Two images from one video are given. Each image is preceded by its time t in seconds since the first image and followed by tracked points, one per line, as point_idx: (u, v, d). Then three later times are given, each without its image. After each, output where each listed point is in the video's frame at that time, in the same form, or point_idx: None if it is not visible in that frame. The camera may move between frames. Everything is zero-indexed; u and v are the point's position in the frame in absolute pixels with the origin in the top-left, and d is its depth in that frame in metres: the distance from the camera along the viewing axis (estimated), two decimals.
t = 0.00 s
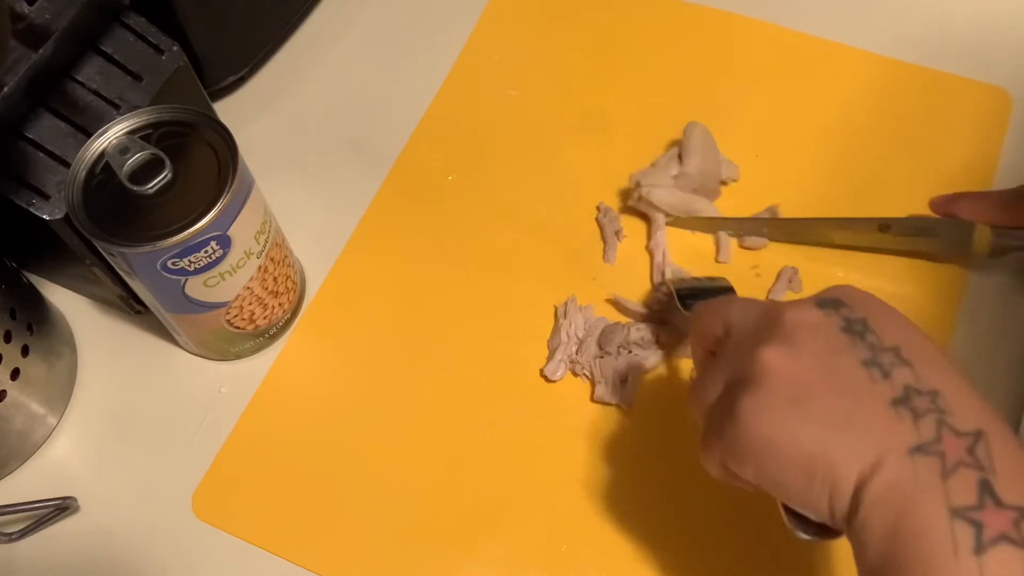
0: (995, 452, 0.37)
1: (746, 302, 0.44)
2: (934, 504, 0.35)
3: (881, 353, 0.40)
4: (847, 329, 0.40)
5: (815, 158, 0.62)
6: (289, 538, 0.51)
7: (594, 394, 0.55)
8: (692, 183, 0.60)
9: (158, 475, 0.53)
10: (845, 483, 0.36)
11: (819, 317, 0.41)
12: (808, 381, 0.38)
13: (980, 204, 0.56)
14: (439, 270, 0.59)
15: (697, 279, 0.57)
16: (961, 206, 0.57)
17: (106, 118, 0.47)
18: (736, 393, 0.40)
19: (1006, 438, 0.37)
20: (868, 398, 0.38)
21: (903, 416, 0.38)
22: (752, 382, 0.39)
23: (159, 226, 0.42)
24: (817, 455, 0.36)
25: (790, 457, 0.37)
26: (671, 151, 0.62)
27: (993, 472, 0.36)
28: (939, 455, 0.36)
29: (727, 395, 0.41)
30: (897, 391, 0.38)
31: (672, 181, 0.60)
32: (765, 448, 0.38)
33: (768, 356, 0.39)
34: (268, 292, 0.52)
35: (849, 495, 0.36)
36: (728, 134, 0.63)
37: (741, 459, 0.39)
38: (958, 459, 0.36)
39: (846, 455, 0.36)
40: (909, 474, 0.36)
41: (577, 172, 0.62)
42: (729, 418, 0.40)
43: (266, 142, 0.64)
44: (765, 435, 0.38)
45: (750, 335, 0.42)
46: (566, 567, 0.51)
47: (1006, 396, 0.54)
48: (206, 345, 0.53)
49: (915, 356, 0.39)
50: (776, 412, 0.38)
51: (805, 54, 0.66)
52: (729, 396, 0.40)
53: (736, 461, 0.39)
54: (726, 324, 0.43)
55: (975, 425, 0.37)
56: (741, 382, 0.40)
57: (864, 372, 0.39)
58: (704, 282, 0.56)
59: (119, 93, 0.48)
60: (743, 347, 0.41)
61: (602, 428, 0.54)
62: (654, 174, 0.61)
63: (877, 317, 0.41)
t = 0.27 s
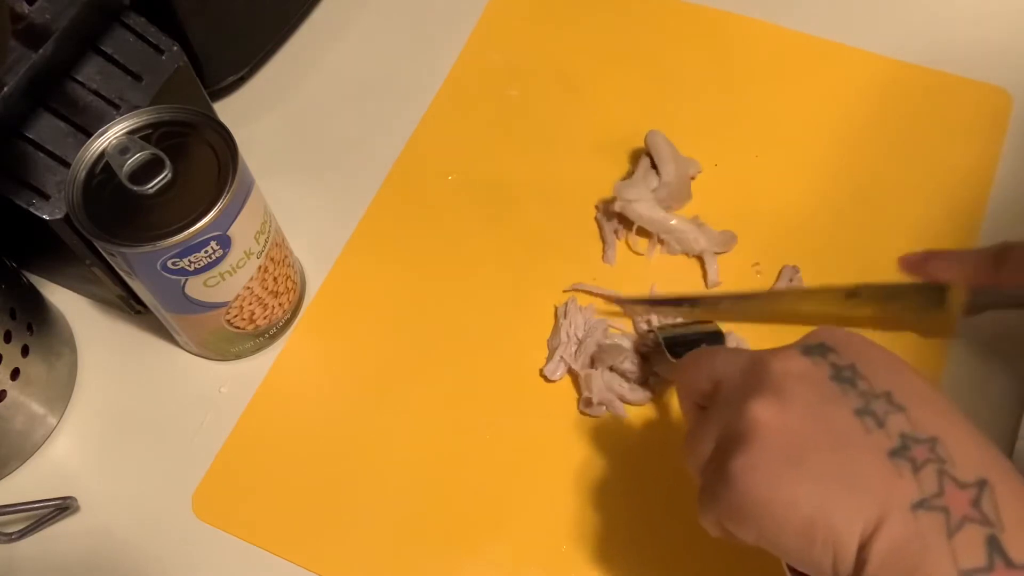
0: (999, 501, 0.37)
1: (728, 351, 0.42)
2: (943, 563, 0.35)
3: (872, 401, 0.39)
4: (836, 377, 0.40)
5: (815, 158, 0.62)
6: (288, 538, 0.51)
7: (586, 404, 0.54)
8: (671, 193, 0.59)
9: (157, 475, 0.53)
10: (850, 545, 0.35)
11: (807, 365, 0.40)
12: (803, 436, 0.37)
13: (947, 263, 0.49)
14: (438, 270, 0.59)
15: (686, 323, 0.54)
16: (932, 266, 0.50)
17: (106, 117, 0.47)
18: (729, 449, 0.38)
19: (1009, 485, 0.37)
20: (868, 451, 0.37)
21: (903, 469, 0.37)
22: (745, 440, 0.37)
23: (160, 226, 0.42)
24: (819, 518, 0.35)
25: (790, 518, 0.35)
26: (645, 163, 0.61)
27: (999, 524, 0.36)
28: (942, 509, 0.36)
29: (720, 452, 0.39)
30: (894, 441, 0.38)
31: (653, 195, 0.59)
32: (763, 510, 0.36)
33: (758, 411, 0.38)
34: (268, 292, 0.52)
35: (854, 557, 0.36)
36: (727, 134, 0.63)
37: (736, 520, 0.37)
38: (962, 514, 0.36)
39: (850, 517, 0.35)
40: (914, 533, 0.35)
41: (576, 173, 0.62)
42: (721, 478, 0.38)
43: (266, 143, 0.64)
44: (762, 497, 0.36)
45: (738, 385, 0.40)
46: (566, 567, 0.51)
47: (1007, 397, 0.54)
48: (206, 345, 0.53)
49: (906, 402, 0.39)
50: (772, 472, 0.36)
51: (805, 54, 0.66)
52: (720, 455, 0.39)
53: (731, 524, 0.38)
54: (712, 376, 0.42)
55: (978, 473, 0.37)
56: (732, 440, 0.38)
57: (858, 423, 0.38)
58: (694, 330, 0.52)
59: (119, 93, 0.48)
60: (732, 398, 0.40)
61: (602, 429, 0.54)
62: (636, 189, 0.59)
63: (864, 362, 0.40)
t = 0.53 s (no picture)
0: (1001, 549, 0.34)
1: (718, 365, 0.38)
2: None
3: (867, 433, 0.36)
4: (826, 407, 0.36)
5: (814, 158, 0.63)
6: (289, 538, 0.51)
7: (577, 408, 0.54)
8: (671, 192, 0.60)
9: (157, 475, 0.53)
10: None
11: (795, 392, 0.36)
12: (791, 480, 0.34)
13: (969, 215, 0.53)
14: (439, 270, 0.59)
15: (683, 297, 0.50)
16: (953, 215, 0.53)
17: (106, 117, 0.47)
18: (711, 488, 0.35)
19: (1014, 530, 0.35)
20: (860, 496, 0.34)
21: (897, 514, 0.35)
22: (730, 481, 0.35)
23: (159, 226, 0.42)
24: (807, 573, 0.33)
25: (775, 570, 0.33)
26: (645, 161, 0.61)
27: None
28: (940, 563, 0.34)
29: (701, 485, 0.36)
30: (889, 481, 0.35)
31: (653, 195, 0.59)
32: (750, 558, 0.34)
33: (742, 446, 0.35)
34: (268, 292, 0.52)
35: None
36: (727, 134, 0.63)
37: (720, 558, 0.35)
38: (961, 568, 0.34)
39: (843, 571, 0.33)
40: None
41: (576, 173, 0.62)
42: (703, 517, 0.35)
43: (266, 143, 0.64)
44: (749, 546, 0.34)
45: (721, 407, 0.37)
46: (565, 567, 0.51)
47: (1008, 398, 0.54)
48: (206, 345, 0.53)
49: (905, 434, 0.36)
50: (758, 520, 0.34)
51: (804, 54, 0.66)
52: (701, 489, 0.36)
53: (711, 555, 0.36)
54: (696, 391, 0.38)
55: (978, 519, 0.35)
56: (713, 478, 0.35)
57: (850, 462, 0.35)
58: (692, 301, 0.48)
59: (119, 93, 0.48)
60: (714, 425, 0.36)
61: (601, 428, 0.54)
62: (637, 190, 0.59)
63: (859, 384, 0.37)
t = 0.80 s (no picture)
0: (946, 458, 0.35)
1: (675, 260, 0.41)
2: (878, 529, 0.34)
3: (815, 336, 0.37)
4: (777, 307, 0.38)
5: (815, 158, 0.63)
6: (289, 538, 0.51)
7: (577, 409, 0.55)
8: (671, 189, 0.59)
9: (157, 475, 0.53)
10: (775, 492, 0.35)
11: (745, 293, 0.38)
12: (734, 374, 0.36)
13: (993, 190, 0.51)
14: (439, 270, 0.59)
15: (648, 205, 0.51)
16: (976, 191, 0.52)
17: (106, 117, 0.47)
18: (657, 383, 0.37)
19: (964, 441, 0.35)
20: (800, 395, 0.36)
21: (839, 418, 0.36)
22: (673, 377, 0.36)
23: (159, 226, 0.42)
24: (741, 462, 0.35)
25: (711, 462, 0.35)
26: (646, 160, 0.61)
27: (943, 487, 0.35)
28: (881, 470, 0.35)
29: (647, 382, 0.38)
30: (834, 386, 0.36)
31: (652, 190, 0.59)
32: (689, 449, 0.35)
33: (689, 342, 0.37)
34: (269, 292, 0.52)
35: (783, 505, 0.35)
36: (728, 134, 0.63)
37: (661, 456, 0.37)
38: (904, 477, 0.35)
39: (775, 468, 0.34)
40: (844, 491, 0.34)
41: (576, 172, 0.62)
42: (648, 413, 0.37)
43: (266, 143, 0.64)
44: (687, 439, 0.35)
45: (671, 309, 0.39)
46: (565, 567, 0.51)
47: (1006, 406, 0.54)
48: (206, 345, 0.53)
49: (853, 339, 0.37)
50: (698, 412, 0.36)
51: (805, 54, 0.66)
52: (649, 388, 0.38)
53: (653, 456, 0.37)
54: (650, 291, 0.40)
55: (924, 424, 0.35)
56: (660, 374, 0.37)
57: (795, 363, 0.37)
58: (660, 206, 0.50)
59: (119, 93, 0.48)
60: (664, 323, 0.39)
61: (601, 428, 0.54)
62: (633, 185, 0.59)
63: (811, 290, 0.38)
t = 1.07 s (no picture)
0: (926, 474, 0.34)
1: (674, 296, 0.42)
2: (856, 541, 0.33)
3: (801, 358, 0.36)
4: (767, 333, 0.38)
5: (815, 158, 0.62)
6: (289, 538, 0.51)
7: (576, 408, 0.55)
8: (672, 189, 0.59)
9: (157, 475, 0.53)
10: (761, 511, 0.34)
11: (738, 319, 0.38)
12: (724, 396, 0.36)
13: (936, 243, 0.54)
14: (439, 270, 0.59)
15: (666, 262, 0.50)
16: (918, 246, 0.55)
17: (106, 117, 0.47)
18: (650, 405, 0.37)
19: (945, 455, 0.34)
20: (785, 415, 0.35)
21: (822, 436, 0.35)
22: (666, 400, 0.37)
23: (159, 226, 0.42)
24: (729, 481, 0.34)
25: (701, 478, 0.35)
26: (647, 160, 0.61)
27: (924, 502, 0.34)
28: (862, 484, 0.34)
29: (642, 405, 0.38)
30: (819, 404, 0.36)
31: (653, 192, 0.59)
32: (678, 468, 0.35)
33: (681, 366, 0.37)
34: (268, 292, 0.52)
35: (767, 524, 0.34)
36: (728, 134, 0.63)
37: (655, 478, 0.37)
38: (883, 489, 0.34)
39: (759, 484, 0.34)
40: (827, 507, 0.34)
41: (577, 172, 0.62)
42: (642, 436, 0.37)
43: (266, 143, 0.64)
44: (676, 460, 0.35)
45: (668, 337, 0.39)
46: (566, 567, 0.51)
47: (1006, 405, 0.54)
48: (206, 345, 0.53)
49: (839, 361, 0.36)
50: (689, 432, 0.35)
51: (805, 54, 0.66)
52: (644, 411, 0.38)
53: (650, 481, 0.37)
54: (652, 323, 0.41)
55: (907, 441, 0.34)
56: (655, 397, 0.37)
57: (781, 384, 0.36)
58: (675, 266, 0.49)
59: (119, 93, 0.48)
60: (661, 351, 0.39)
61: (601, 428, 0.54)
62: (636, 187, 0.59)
63: (801, 314, 0.38)
